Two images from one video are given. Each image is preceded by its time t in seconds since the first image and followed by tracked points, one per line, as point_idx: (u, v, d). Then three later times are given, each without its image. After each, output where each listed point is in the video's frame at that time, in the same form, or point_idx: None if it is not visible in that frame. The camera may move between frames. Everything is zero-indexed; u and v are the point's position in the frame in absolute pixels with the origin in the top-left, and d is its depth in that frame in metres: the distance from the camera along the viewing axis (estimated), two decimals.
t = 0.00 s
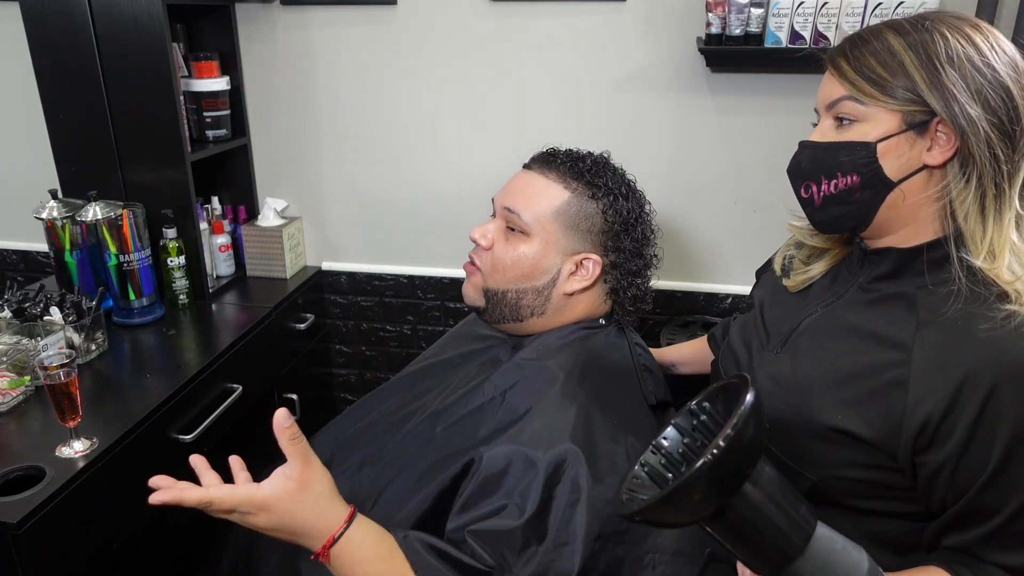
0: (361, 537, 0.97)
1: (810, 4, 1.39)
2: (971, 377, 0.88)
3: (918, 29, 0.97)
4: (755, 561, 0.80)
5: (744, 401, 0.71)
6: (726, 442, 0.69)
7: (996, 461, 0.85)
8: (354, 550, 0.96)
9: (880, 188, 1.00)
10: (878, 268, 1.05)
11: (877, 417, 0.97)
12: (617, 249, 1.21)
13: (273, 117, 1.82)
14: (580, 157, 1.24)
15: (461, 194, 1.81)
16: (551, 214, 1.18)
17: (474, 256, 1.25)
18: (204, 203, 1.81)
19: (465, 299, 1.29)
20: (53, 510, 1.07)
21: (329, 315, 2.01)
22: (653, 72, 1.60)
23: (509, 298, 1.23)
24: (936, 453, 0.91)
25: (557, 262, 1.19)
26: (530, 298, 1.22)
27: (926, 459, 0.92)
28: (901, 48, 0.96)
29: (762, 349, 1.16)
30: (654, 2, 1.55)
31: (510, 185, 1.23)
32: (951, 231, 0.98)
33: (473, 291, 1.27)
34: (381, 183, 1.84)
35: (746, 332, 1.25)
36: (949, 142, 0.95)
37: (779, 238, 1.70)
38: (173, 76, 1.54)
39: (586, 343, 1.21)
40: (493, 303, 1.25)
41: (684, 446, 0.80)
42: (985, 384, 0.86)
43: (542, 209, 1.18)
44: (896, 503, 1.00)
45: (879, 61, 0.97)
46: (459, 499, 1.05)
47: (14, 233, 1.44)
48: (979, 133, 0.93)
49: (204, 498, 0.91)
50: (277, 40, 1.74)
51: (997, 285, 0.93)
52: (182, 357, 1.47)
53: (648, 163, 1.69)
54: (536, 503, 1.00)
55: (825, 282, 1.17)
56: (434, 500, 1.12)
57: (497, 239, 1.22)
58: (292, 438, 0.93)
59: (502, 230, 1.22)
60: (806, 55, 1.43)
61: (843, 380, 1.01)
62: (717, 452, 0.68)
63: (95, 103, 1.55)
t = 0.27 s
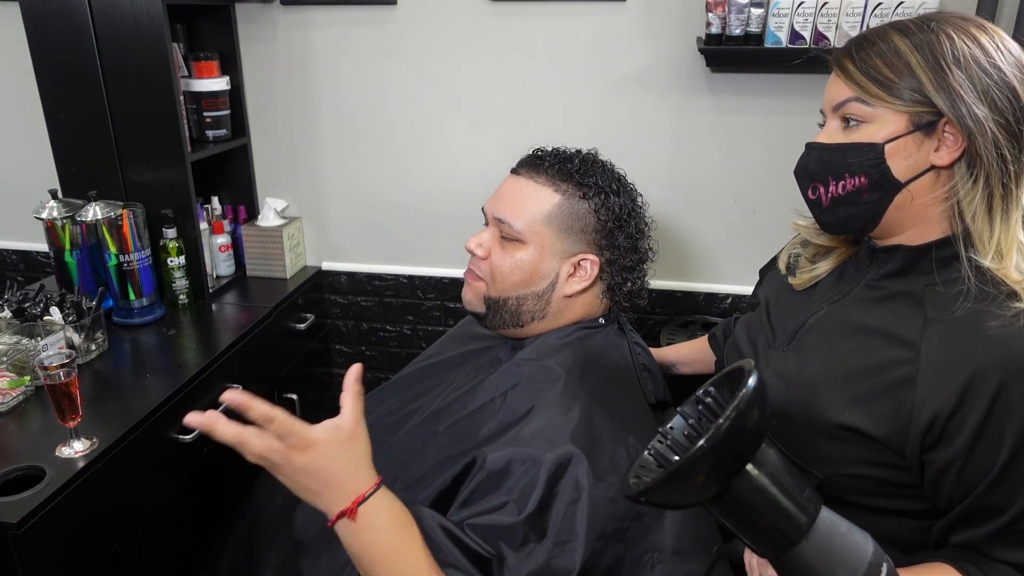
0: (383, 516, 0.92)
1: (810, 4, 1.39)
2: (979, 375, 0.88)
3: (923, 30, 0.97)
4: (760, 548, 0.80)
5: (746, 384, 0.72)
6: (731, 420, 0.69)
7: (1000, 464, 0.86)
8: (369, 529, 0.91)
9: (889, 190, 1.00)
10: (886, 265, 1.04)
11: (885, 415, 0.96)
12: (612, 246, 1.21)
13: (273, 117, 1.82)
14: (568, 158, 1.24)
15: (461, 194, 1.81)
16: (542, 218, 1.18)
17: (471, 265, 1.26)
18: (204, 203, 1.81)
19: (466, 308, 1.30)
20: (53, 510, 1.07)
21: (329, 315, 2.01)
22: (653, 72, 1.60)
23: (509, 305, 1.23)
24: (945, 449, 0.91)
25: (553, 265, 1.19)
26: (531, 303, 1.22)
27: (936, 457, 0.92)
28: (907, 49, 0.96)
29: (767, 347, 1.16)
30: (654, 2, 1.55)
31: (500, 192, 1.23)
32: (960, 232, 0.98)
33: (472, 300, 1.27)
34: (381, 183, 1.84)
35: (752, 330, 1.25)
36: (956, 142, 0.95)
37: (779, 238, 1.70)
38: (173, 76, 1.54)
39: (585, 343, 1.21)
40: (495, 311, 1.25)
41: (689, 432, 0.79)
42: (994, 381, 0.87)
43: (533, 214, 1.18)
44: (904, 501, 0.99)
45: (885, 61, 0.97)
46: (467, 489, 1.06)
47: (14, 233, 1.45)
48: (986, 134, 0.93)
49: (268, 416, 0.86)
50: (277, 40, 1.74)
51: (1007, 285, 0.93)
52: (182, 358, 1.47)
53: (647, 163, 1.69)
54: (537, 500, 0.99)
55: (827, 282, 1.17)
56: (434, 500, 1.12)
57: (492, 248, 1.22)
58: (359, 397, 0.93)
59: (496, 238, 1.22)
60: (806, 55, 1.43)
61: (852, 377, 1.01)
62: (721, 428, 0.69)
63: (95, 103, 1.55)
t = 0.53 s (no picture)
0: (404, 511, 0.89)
1: (810, 4, 1.39)
2: (980, 371, 0.88)
3: (928, 30, 0.97)
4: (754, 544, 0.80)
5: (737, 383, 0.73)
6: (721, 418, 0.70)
7: (1001, 459, 0.86)
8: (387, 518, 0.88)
9: (892, 188, 1.00)
10: (887, 262, 1.04)
11: (887, 411, 0.96)
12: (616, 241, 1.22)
13: (273, 118, 1.82)
14: (565, 159, 1.23)
15: (460, 194, 1.81)
16: (552, 219, 1.17)
17: (483, 277, 1.22)
18: (204, 203, 1.81)
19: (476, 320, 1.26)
20: (53, 511, 1.07)
21: (329, 315, 2.01)
22: (653, 72, 1.60)
23: (528, 312, 1.21)
24: (946, 444, 0.91)
25: (569, 265, 1.19)
26: (551, 307, 1.20)
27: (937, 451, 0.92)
28: (912, 48, 0.96)
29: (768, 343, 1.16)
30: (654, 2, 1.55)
31: (503, 198, 1.21)
32: (962, 231, 0.98)
33: (486, 312, 1.23)
34: (381, 184, 1.84)
35: (753, 327, 1.25)
36: (960, 142, 0.95)
37: (779, 237, 1.70)
38: (173, 76, 1.54)
39: (587, 343, 1.21)
40: (513, 320, 1.22)
41: (685, 432, 0.79)
42: (994, 376, 0.87)
43: (546, 216, 1.17)
44: (905, 496, 0.99)
45: (890, 61, 0.97)
46: (474, 482, 1.07)
47: (14, 233, 1.44)
48: (990, 134, 0.93)
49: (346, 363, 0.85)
50: (277, 40, 1.74)
51: (1009, 282, 0.93)
52: (182, 358, 1.47)
53: (647, 163, 1.69)
54: (539, 494, 1.00)
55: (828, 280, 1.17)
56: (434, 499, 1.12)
57: (506, 257, 1.19)
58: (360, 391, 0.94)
59: (509, 246, 1.19)
60: (806, 55, 1.43)
61: (854, 372, 1.01)
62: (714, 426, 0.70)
63: (95, 103, 1.55)
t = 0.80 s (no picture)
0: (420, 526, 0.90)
1: (810, 4, 1.39)
2: (977, 369, 0.88)
3: (929, 29, 0.97)
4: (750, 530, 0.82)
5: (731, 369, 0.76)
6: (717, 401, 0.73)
7: (999, 454, 0.85)
8: (398, 525, 0.90)
9: (891, 186, 1.00)
10: (886, 260, 1.04)
11: (885, 409, 0.97)
12: (622, 250, 1.24)
13: (273, 118, 1.82)
14: (580, 162, 1.23)
15: (460, 194, 1.81)
16: (571, 223, 1.16)
17: (490, 271, 1.19)
18: (204, 203, 1.81)
19: (476, 314, 1.22)
20: (53, 510, 1.07)
21: (329, 315, 2.01)
22: (654, 72, 1.60)
23: (534, 311, 1.20)
24: (942, 443, 0.91)
25: (579, 269, 1.19)
26: (556, 309, 1.20)
27: (933, 449, 0.92)
28: (913, 48, 0.96)
29: (767, 343, 1.16)
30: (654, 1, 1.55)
31: (519, 195, 1.19)
32: (960, 230, 0.98)
33: (490, 308, 1.20)
34: (381, 184, 1.84)
35: (753, 326, 1.26)
36: (959, 141, 0.95)
37: (779, 237, 1.70)
38: (173, 76, 1.54)
39: (585, 343, 1.21)
40: (516, 318, 1.21)
41: (683, 418, 0.79)
42: (991, 374, 0.86)
43: (563, 218, 1.16)
44: (902, 495, 0.99)
45: (891, 61, 0.97)
46: (473, 484, 1.06)
47: (13, 232, 1.44)
48: (989, 133, 0.93)
49: (314, 372, 0.89)
50: (277, 40, 1.74)
51: (1006, 281, 0.93)
52: (182, 357, 1.47)
53: (647, 163, 1.69)
54: (541, 495, 1.00)
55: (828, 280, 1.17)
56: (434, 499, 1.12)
57: (518, 253, 1.17)
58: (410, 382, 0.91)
59: (521, 243, 1.17)
60: (806, 55, 1.43)
61: (852, 371, 1.01)
62: (708, 412, 0.73)
63: (96, 103, 1.55)
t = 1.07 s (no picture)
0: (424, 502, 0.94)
1: (810, 4, 1.39)
2: (976, 369, 0.88)
3: (933, 28, 0.97)
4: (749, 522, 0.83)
5: (726, 359, 0.77)
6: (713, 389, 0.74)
7: (999, 453, 0.85)
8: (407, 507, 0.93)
9: (894, 184, 1.00)
10: (886, 261, 1.04)
11: (884, 409, 0.97)
12: (626, 249, 1.24)
13: (274, 117, 1.81)
14: (581, 165, 1.22)
15: (460, 194, 1.81)
16: (577, 228, 1.16)
17: (497, 280, 1.18)
18: (204, 203, 1.81)
19: (485, 321, 1.22)
20: (53, 510, 1.07)
21: (329, 314, 2.01)
22: (654, 72, 1.60)
23: (543, 317, 1.20)
24: (941, 443, 0.91)
25: (586, 272, 1.19)
26: (566, 313, 1.20)
27: (932, 450, 0.92)
28: (917, 46, 0.96)
29: (768, 343, 1.17)
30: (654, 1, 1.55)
31: (522, 202, 1.18)
32: (961, 229, 0.98)
33: (498, 316, 1.20)
34: (381, 184, 1.84)
35: (754, 327, 1.26)
36: (962, 140, 0.95)
37: (779, 237, 1.70)
38: (173, 76, 1.54)
39: (586, 343, 1.21)
40: (526, 324, 1.20)
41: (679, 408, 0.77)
42: (990, 375, 0.86)
43: (569, 224, 1.16)
44: (901, 495, 0.99)
45: (896, 59, 0.97)
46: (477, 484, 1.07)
47: (13, 233, 1.44)
48: (992, 132, 0.93)
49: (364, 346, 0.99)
50: (277, 40, 1.74)
51: (1005, 281, 0.93)
52: (182, 357, 1.47)
53: (647, 163, 1.69)
54: (543, 492, 1.01)
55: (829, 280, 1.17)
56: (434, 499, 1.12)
57: (526, 261, 1.16)
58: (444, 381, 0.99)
59: (528, 251, 1.17)
60: (806, 55, 1.43)
61: (852, 371, 1.01)
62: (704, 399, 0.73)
63: (95, 103, 1.55)
